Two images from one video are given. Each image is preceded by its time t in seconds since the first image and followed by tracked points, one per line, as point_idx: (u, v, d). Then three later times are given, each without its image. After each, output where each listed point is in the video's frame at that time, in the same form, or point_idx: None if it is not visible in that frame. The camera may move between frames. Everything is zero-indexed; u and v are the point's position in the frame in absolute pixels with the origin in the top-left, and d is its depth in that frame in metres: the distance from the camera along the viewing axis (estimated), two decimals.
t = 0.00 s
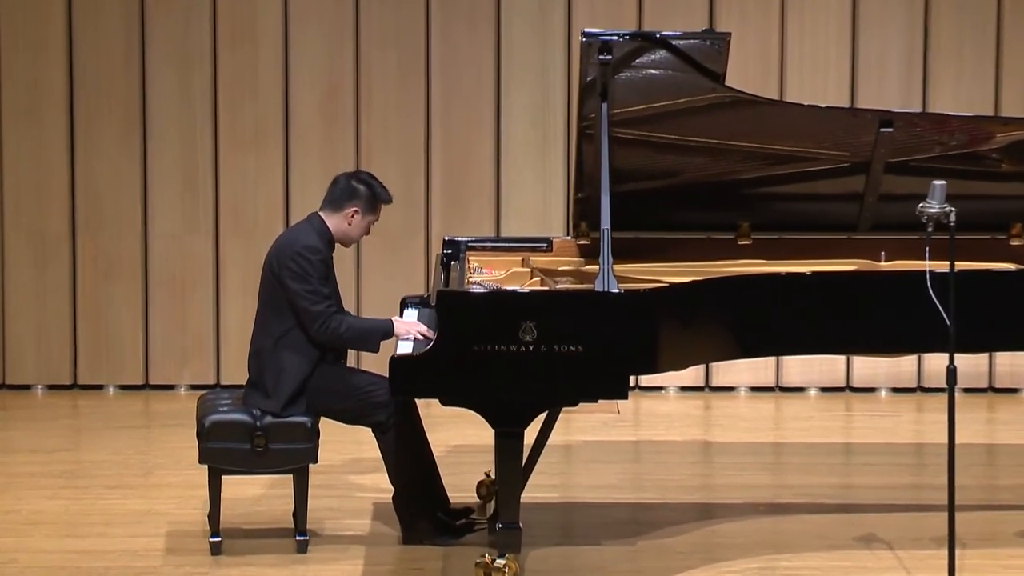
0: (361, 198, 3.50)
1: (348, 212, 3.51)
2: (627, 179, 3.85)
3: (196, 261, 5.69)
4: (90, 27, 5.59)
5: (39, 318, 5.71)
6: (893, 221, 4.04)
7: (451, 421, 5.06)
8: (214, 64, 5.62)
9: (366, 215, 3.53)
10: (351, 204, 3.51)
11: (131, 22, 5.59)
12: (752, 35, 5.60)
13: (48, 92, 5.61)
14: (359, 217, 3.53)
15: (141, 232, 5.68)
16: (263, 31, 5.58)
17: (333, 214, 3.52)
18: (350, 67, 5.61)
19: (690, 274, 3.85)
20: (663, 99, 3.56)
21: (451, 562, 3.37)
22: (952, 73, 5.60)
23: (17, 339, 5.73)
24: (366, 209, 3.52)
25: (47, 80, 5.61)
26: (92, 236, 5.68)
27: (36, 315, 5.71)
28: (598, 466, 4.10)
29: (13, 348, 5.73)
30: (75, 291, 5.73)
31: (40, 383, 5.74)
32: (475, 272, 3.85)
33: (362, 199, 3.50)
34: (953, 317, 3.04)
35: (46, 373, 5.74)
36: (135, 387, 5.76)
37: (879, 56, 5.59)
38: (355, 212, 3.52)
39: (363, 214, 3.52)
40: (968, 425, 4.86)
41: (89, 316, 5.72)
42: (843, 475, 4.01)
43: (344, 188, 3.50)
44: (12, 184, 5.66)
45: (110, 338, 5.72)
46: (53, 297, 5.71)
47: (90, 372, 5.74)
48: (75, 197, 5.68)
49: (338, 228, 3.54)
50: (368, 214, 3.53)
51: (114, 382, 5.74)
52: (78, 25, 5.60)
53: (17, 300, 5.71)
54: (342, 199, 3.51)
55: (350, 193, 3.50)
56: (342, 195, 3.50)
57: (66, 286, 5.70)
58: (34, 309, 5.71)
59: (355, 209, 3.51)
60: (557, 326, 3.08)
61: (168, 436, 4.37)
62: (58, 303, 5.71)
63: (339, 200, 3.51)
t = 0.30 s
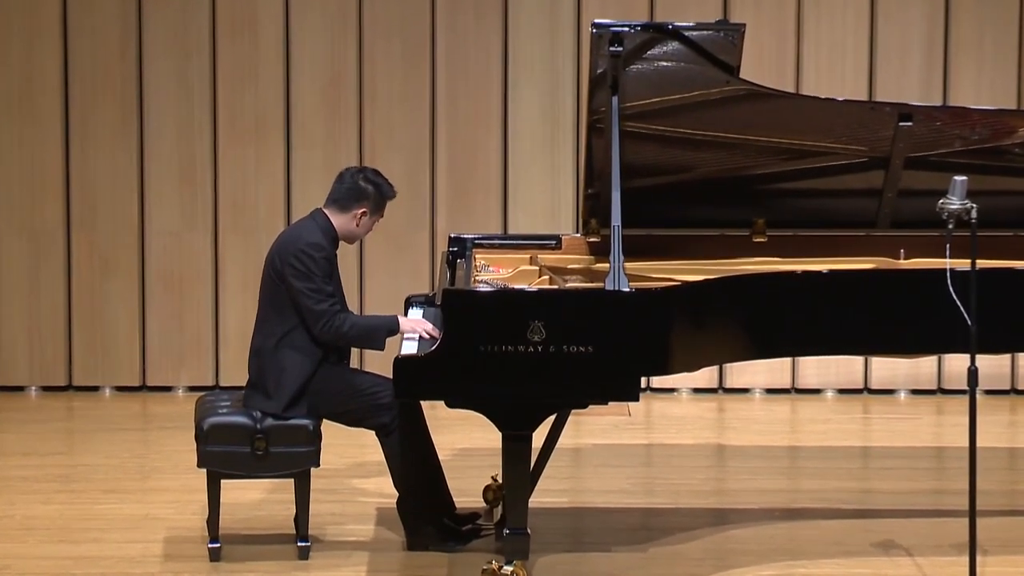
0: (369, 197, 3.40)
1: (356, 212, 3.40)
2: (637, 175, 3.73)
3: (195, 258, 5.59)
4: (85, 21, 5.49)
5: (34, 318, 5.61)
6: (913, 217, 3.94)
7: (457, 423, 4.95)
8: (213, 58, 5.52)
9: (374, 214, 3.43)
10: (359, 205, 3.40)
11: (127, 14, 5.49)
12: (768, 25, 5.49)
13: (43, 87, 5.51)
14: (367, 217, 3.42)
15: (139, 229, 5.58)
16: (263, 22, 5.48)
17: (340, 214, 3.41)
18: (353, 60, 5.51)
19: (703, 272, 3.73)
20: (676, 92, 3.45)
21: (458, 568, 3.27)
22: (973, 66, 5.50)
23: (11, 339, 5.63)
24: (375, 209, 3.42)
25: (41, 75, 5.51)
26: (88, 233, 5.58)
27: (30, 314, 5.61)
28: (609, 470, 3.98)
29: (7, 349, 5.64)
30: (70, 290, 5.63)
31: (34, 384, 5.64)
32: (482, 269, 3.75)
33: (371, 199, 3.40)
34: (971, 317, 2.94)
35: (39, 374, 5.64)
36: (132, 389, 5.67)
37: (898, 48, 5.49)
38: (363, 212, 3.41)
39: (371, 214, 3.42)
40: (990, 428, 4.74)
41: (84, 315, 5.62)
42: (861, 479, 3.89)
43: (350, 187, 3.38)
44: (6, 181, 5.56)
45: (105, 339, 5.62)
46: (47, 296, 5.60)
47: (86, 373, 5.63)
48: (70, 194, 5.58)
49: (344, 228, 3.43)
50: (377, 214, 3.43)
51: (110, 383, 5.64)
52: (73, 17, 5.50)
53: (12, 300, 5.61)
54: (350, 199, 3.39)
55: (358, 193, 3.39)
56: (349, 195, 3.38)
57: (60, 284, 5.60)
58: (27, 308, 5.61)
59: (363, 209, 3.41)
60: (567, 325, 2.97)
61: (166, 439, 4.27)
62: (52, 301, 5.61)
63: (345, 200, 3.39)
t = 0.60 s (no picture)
0: (373, 195, 3.30)
1: (360, 209, 3.31)
2: (647, 170, 3.63)
3: (193, 257, 5.49)
4: (79, 15, 5.39)
5: (27, 318, 5.52)
6: (932, 213, 3.81)
7: (462, 425, 4.85)
8: (212, 52, 5.42)
9: (378, 212, 3.33)
10: (364, 202, 3.30)
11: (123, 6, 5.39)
12: (781, 16, 5.39)
13: (36, 81, 5.41)
14: (371, 215, 3.33)
15: (134, 226, 5.48)
16: (262, 14, 5.38)
17: (344, 212, 3.31)
18: (355, 54, 5.41)
19: (715, 270, 3.62)
20: (688, 85, 3.36)
21: None
22: (993, 58, 5.40)
23: (5, 339, 5.54)
24: (379, 207, 3.32)
25: (35, 69, 5.41)
26: (83, 231, 5.49)
27: (22, 314, 5.52)
28: (618, 474, 3.88)
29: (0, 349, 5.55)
30: (64, 287, 5.53)
31: (27, 386, 5.55)
32: (488, 266, 3.65)
33: (375, 196, 3.30)
34: (993, 317, 2.83)
35: (32, 376, 5.54)
36: (128, 391, 5.58)
37: (916, 39, 5.38)
38: (368, 210, 3.32)
39: (376, 212, 3.32)
40: (1009, 431, 4.63)
41: (78, 315, 5.53)
42: (878, 484, 3.78)
43: (354, 185, 3.29)
44: None
45: (100, 341, 5.53)
46: (40, 295, 5.51)
47: (81, 374, 5.55)
48: (64, 192, 5.48)
49: (348, 226, 3.33)
50: (381, 211, 3.33)
51: (105, 385, 5.55)
52: (68, 10, 5.40)
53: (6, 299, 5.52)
54: (354, 197, 3.29)
55: (362, 190, 3.29)
56: (353, 191, 3.29)
57: (54, 282, 5.51)
58: (20, 307, 5.52)
59: (368, 207, 3.31)
60: (576, 325, 2.87)
61: (163, 442, 4.17)
62: (46, 300, 5.51)
63: (350, 198, 3.30)
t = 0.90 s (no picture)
0: (375, 192, 3.21)
1: (361, 208, 3.22)
2: (656, 167, 3.54)
3: (188, 256, 5.39)
4: (72, 11, 5.30)
5: (18, 319, 5.43)
6: (949, 211, 3.69)
7: (466, 429, 4.75)
8: (207, 47, 5.33)
9: (380, 210, 3.24)
10: (365, 201, 3.21)
11: None
12: (794, 9, 5.30)
13: (26, 78, 5.32)
14: (372, 213, 3.24)
15: (128, 224, 5.39)
16: (260, 7, 5.28)
17: (344, 210, 3.22)
18: (355, 49, 5.32)
19: (726, 270, 3.51)
20: (697, 79, 3.26)
21: None
22: (1011, 52, 5.29)
23: None
24: (381, 205, 3.23)
25: (26, 65, 5.32)
26: (74, 230, 5.39)
27: (13, 315, 5.43)
28: (625, 479, 3.77)
29: None
30: (55, 287, 5.44)
31: (17, 389, 5.46)
32: (492, 266, 3.54)
33: (377, 194, 3.21)
34: (1010, 317, 2.71)
35: (23, 379, 5.45)
36: (121, 394, 5.48)
37: (934, 33, 5.28)
38: (369, 208, 3.23)
39: (377, 210, 3.23)
40: None
41: (70, 316, 5.43)
42: (894, 490, 3.67)
43: (355, 182, 3.20)
44: None
45: (92, 345, 5.43)
46: (31, 295, 5.41)
47: (71, 377, 5.44)
48: (56, 190, 5.38)
49: (348, 225, 3.24)
50: (383, 210, 3.24)
51: (97, 388, 5.46)
52: (60, 4, 5.31)
53: None
54: (354, 195, 3.20)
55: (363, 188, 3.20)
56: (354, 189, 3.20)
57: (45, 281, 5.41)
58: (10, 309, 5.42)
59: (369, 205, 3.22)
60: (583, 326, 2.77)
61: (158, 447, 4.08)
62: (37, 301, 5.42)
63: (350, 197, 3.20)
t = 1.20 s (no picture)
0: (372, 189, 3.10)
1: (357, 205, 3.11)
2: (664, 163, 3.44)
3: (182, 256, 5.30)
4: (62, 4, 5.20)
5: (6, 321, 5.33)
6: (965, 209, 3.60)
7: (468, 434, 4.65)
8: (202, 42, 5.23)
9: (378, 208, 3.13)
10: (362, 198, 3.11)
11: None
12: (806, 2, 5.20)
13: (16, 74, 5.22)
14: (370, 210, 3.13)
15: (119, 221, 5.29)
16: None
17: (342, 207, 3.12)
18: (355, 43, 5.22)
19: (736, 270, 3.41)
20: (707, 73, 3.14)
21: None
22: None
23: None
24: (379, 203, 3.12)
25: (15, 60, 5.22)
26: (65, 229, 5.29)
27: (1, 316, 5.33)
28: (632, 486, 3.67)
29: None
30: (45, 286, 5.34)
31: (6, 392, 5.37)
32: (495, 266, 3.45)
33: (374, 191, 3.10)
34: None
35: (12, 382, 5.35)
36: (112, 397, 5.39)
37: (951, 27, 5.18)
38: (366, 206, 3.12)
39: (375, 207, 3.12)
40: None
41: (61, 317, 5.33)
42: (909, 496, 3.56)
43: (353, 179, 3.10)
44: None
45: (83, 346, 5.34)
46: (20, 295, 5.32)
47: (63, 380, 5.36)
48: (46, 189, 5.29)
49: (346, 223, 3.14)
50: (381, 208, 3.13)
51: (88, 391, 5.36)
52: None
53: None
54: (352, 192, 3.10)
55: (360, 185, 3.10)
56: (351, 185, 3.10)
57: (35, 281, 5.31)
58: None
59: (366, 202, 3.12)
60: (589, 327, 2.67)
61: (151, 451, 3.98)
62: (26, 301, 5.32)
63: (348, 193, 3.11)
